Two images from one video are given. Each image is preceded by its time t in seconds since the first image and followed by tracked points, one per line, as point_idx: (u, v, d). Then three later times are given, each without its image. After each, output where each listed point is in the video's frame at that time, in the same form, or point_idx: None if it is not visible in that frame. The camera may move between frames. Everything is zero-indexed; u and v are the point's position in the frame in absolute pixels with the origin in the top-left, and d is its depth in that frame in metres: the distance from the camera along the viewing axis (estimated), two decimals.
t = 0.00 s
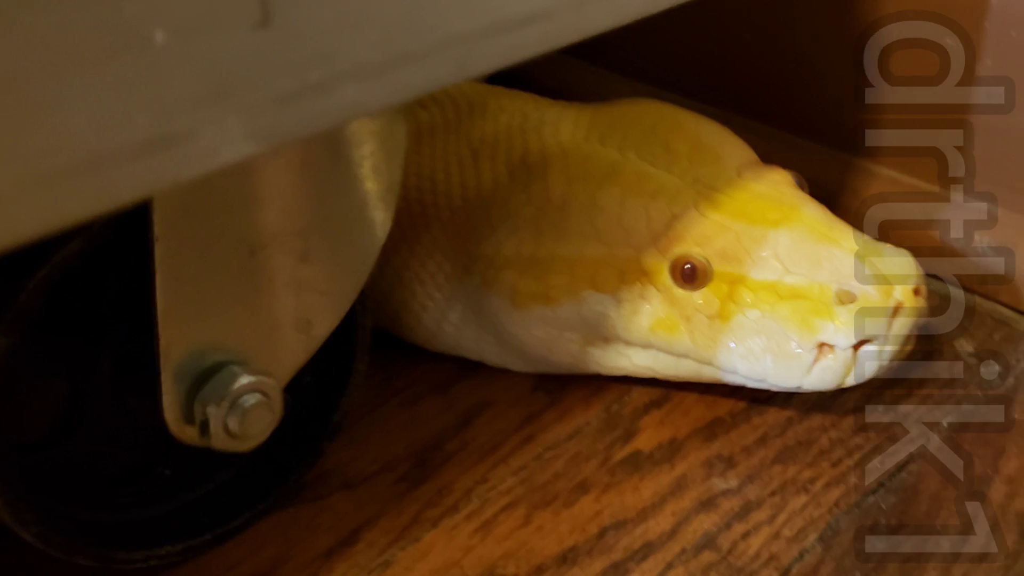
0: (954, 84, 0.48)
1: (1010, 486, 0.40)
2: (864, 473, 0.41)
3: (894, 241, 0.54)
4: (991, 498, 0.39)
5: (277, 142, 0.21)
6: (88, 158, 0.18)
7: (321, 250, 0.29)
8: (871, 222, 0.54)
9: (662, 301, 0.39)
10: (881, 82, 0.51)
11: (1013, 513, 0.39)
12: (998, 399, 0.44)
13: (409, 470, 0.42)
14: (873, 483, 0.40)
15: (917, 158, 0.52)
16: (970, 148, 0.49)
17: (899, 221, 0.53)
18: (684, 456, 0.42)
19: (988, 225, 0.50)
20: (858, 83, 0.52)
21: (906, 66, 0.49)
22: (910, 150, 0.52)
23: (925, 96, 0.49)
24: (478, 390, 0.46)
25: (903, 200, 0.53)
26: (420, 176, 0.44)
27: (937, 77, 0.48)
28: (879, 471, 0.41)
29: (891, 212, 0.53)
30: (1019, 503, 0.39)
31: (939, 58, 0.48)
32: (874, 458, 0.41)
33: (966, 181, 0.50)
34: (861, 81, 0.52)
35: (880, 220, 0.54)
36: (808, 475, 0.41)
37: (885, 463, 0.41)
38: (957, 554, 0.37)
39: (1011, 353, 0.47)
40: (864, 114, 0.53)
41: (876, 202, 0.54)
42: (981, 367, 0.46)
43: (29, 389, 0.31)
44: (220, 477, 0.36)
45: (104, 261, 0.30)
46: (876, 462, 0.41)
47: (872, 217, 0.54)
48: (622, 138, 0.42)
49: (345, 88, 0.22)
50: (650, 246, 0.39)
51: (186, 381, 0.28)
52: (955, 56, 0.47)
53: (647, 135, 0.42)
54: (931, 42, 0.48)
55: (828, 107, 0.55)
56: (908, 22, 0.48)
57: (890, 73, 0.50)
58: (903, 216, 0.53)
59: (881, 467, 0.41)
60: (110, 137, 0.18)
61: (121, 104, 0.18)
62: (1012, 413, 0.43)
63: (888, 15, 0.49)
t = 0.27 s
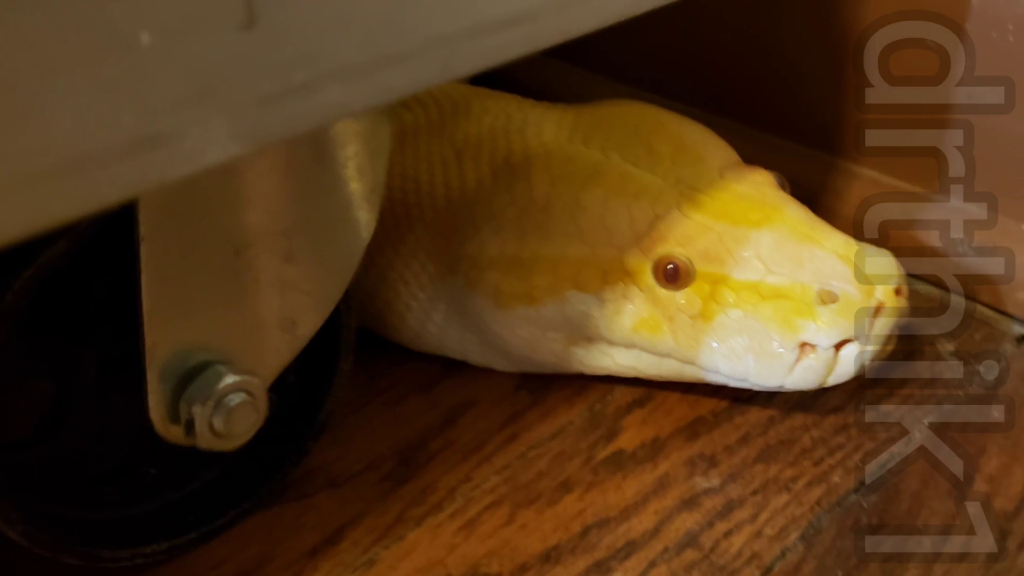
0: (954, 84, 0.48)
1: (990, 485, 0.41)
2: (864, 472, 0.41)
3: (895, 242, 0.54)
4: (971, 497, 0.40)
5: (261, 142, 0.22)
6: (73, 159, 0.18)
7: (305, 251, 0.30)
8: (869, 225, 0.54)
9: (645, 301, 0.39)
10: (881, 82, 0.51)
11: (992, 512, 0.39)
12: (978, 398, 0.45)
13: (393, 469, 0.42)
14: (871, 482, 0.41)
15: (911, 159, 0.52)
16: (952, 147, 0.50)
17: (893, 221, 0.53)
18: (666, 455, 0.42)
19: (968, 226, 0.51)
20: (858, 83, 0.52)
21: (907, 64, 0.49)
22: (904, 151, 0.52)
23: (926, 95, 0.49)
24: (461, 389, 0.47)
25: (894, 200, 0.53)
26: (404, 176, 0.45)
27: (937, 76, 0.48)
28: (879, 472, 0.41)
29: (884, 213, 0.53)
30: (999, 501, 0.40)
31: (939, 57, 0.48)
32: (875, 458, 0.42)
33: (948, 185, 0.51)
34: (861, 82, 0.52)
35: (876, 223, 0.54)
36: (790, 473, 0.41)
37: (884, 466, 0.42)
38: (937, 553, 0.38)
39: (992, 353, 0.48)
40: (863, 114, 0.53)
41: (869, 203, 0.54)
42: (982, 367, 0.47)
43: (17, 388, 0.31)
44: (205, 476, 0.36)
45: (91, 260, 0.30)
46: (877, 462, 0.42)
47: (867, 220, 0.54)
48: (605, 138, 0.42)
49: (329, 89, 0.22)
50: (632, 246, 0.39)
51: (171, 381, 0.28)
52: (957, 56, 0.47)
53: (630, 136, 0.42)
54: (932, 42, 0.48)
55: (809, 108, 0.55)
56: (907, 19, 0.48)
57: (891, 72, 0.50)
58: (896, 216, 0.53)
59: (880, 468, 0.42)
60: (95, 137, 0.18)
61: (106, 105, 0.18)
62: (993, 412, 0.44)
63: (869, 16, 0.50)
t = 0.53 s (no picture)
0: (954, 85, 0.48)
1: (970, 484, 0.41)
2: (865, 474, 0.42)
3: (895, 242, 0.53)
4: (951, 496, 0.40)
5: (247, 143, 0.22)
6: (61, 159, 0.18)
7: (290, 251, 0.30)
8: (869, 224, 0.54)
9: (627, 301, 0.40)
10: (881, 82, 0.51)
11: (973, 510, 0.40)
12: (958, 398, 0.45)
13: (378, 468, 0.42)
14: (872, 483, 0.41)
15: (909, 159, 0.52)
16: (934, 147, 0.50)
17: (892, 220, 0.53)
18: (649, 454, 0.43)
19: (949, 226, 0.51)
20: (858, 83, 0.52)
21: (908, 65, 0.49)
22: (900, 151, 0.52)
23: (926, 95, 0.49)
24: (446, 389, 0.47)
25: (892, 199, 0.53)
26: (388, 176, 0.45)
27: (938, 77, 0.48)
28: (880, 471, 0.42)
29: (883, 212, 0.53)
30: (979, 500, 0.40)
31: (939, 57, 0.48)
32: (875, 458, 0.42)
33: (930, 190, 0.52)
34: (861, 82, 0.51)
35: (877, 223, 0.53)
36: (772, 472, 0.42)
37: (884, 465, 0.42)
38: (919, 552, 0.38)
39: (973, 353, 0.48)
40: (864, 114, 0.52)
41: (868, 203, 0.54)
42: (982, 366, 0.47)
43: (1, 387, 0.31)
44: (191, 474, 0.36)
45: (79, 260, 0.30)
46: (877, 462, 0.42)
47: (866, 220, 0.54)
48: (588, 139, 0.42)
49: (315, 90, 0.22)
50: (616, 246, 0.39)
51: (156, 380, 0.28)
52: (957, 56, 0.47)
53: (613, 137, 0.42)
54: (932, 42, 0.48)
55: (791, 110, 0.56)
56: (908, 19, 0.48)
57: (891, 72, 0.50)
58: (894, 214, 0.53)
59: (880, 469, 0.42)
60: (83, 138, 0.19)
61: (94, 105, 0.18)
62: (974, 412, 0.45)
63: (849, 17, 0.50)
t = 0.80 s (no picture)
0: (954, 85, 0.48)
1: (952, 482, 0.42)
2: (865, 474, 0.42)
3: (896, 242, 0.53)
4: (932, 495, 0.41)
5: (232, 144, 0.22)
6: (47, 160, 0.19)
7: (274, 251, 0.30)
8: (869, 224, 0.54)
9: (610, 301, 0.40)
10: (881, 83, 0.51)
11: (954, 509, 0.40)
12: (939, 398, 0.46)
13: (362, 467, 0.42)
14: (874, 482, 0.41)
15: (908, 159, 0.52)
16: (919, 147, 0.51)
17: (892, 219, 0.53)
18: (632, 453, 0.43)
19: (930, 226, 0.52)
20: (858, 83, 0.51)
21: (909, 65, 0.49)
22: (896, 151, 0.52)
23: (926, 95, 0.49)
24: (430, 389, 0.47)
25: (892, 199, 0.53)
26: (372, 177, 0.45)
27: (938, 77, 0.48)
28: (880, 471, 0.42)
29: (883, 212, 0.53)
30: (961, 499, 0.41)
31: (939, 57, 0.48)
32: (875, 459, 0.43)
33: (913, 191, 0.52)
34: (861, 82, 0.51)
35: (877, 222, 0.53)
36: (754, 471, 0.42)
37: (885, 465, 0.42)
38: (897, 552, 0.38)
39: (953, 353, 0.49)
40: (864, 114, 0.52)
41: (869, 203, 0.54)
42: (981, 366, 0.48)
43: None
44: (177, 472, 0.36)
45: (64, 261, 0.31)
46: (877, 462, 0.42)
47: (867, 220, 0.54)
48: (571, 140, 0.43)
49: (299, 91, 0.22)
50: (598, 246, 0.40)
51: (142, 380, 0.28)
52: (956, 56, 0.47)
53: (596, 137, 0.43)
54: (931, 42, 0.48)
55: (772, 111, 0.56)
56: (909, 19, 0.48)
57: (891, 72, 0.50)
58: (894, 214, 0.53)
59: (881, 469, 0.42)
60: (68, 139, 0.19)
61: (78, 106, 0.19)
62: (955, 412, 0.45)
63: (829, 20, 0.51)
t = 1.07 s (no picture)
0: (954, 85, 0.48)
1: (932, 481, 0.42)
2: (864, 474, 0.42)
3: (895, 243, 0.53)
4: (913, 494, 0.41)
5: (217, 145, 0.22)
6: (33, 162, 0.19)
7: (259, 252, 0.30)
8: (869, 225, 0.54)
9: (593, 301, 0.40)
10: (881, 82, 0.50)
11: (935, 508, 0.41)
12: (920, 398, 0.46)
13: (346, 465, 0.43)
14: (872, 483, 0.42)
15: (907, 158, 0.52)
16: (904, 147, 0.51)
17: (892, 220, 0.53)
18: (615, 452, 0.43)
19: (910, 226, 0.52)
20: (858, 82, 0.51)
21: (909, 65, 0.49)
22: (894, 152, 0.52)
23: (926, 96, 0.49)
24: (413, 388, 0.47)
25: (892, 199, 0.53)
26: (356, 178, 0.45)
27: (937, 77, 0.48)
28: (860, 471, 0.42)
29: (883, 213, 0.53)
30: (941, 498, 0.41)
31: (939, 57, 0.48)
32: (874, 459, 0.43)
33: (892, 190, 0.53)
34: (861, 82, 0.51)
35: (876, 223, 0.53)
36: (736, 470, 0.42)
37: (884, 465, 0.43)
38: (880, 552, 0.39)
39: (934, 353, 0.49)
40: (863, 113, 0.52)
41: (869, 203, 0.54)
42: (982, 366, 0.48)
43: None
44: (162, 472, 0.36)
45: (48, 260, 0.31)
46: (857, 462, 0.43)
47: (866, 220, 0.54)
48: (554, 141, 0.43)
49: (283, 93, 0.23)
50: (581, 246, 0.40)
51: (127, 379, 0.28)
52: (956, 56, 0.47)
53: (579, 138, 0.43)
54: (931, 42, 0.48)
55: (755, 113, 0.57)
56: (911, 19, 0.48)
57: (891, 72, 0.50)
58: (893, 214, 0.53)
59: (879, 470, 0.43)
60: (54, 140, 0.19)
61: (64, 107, 0.19)
62: (936, 412, 0.45)
63: (809, 23, 0.51)
